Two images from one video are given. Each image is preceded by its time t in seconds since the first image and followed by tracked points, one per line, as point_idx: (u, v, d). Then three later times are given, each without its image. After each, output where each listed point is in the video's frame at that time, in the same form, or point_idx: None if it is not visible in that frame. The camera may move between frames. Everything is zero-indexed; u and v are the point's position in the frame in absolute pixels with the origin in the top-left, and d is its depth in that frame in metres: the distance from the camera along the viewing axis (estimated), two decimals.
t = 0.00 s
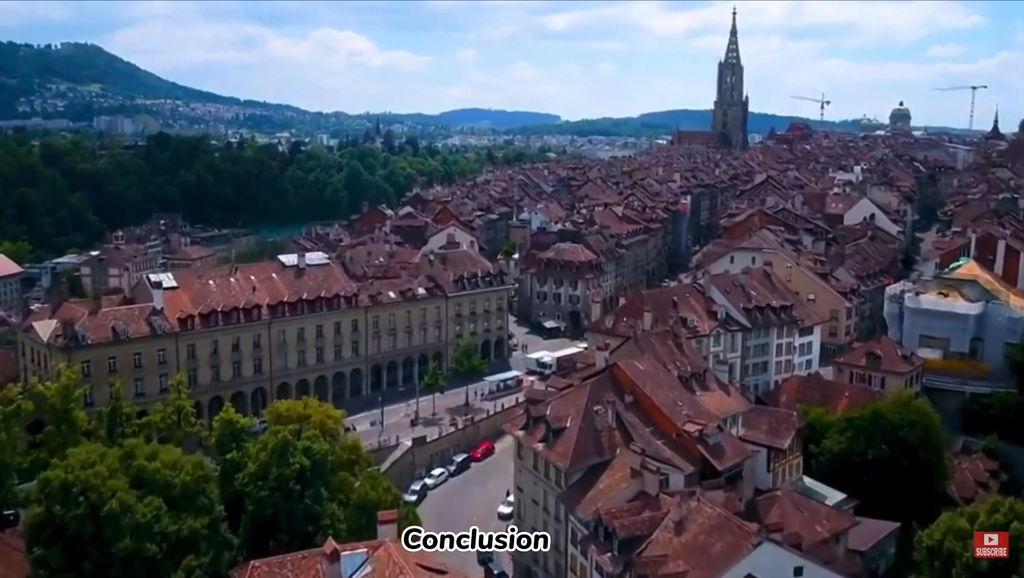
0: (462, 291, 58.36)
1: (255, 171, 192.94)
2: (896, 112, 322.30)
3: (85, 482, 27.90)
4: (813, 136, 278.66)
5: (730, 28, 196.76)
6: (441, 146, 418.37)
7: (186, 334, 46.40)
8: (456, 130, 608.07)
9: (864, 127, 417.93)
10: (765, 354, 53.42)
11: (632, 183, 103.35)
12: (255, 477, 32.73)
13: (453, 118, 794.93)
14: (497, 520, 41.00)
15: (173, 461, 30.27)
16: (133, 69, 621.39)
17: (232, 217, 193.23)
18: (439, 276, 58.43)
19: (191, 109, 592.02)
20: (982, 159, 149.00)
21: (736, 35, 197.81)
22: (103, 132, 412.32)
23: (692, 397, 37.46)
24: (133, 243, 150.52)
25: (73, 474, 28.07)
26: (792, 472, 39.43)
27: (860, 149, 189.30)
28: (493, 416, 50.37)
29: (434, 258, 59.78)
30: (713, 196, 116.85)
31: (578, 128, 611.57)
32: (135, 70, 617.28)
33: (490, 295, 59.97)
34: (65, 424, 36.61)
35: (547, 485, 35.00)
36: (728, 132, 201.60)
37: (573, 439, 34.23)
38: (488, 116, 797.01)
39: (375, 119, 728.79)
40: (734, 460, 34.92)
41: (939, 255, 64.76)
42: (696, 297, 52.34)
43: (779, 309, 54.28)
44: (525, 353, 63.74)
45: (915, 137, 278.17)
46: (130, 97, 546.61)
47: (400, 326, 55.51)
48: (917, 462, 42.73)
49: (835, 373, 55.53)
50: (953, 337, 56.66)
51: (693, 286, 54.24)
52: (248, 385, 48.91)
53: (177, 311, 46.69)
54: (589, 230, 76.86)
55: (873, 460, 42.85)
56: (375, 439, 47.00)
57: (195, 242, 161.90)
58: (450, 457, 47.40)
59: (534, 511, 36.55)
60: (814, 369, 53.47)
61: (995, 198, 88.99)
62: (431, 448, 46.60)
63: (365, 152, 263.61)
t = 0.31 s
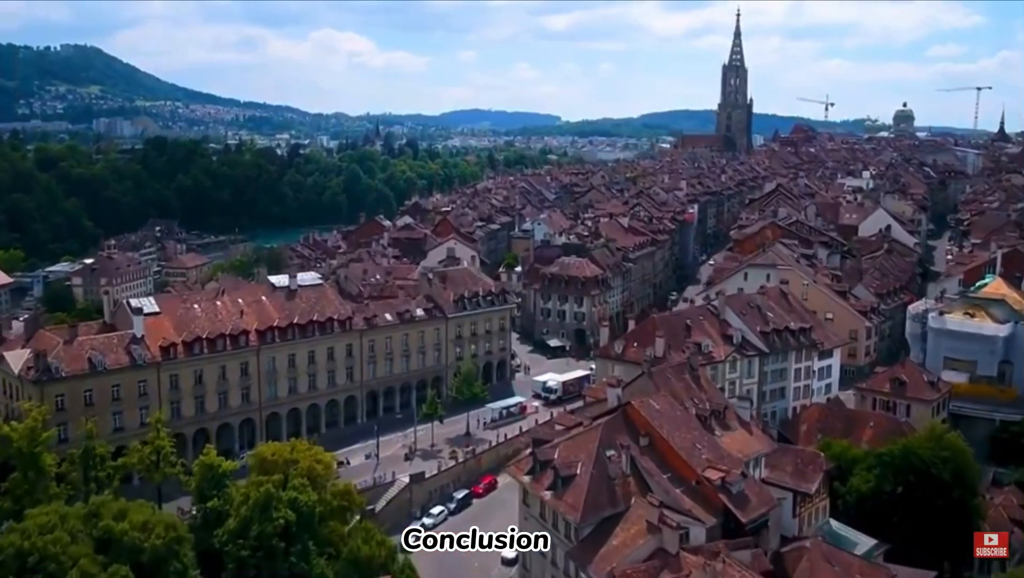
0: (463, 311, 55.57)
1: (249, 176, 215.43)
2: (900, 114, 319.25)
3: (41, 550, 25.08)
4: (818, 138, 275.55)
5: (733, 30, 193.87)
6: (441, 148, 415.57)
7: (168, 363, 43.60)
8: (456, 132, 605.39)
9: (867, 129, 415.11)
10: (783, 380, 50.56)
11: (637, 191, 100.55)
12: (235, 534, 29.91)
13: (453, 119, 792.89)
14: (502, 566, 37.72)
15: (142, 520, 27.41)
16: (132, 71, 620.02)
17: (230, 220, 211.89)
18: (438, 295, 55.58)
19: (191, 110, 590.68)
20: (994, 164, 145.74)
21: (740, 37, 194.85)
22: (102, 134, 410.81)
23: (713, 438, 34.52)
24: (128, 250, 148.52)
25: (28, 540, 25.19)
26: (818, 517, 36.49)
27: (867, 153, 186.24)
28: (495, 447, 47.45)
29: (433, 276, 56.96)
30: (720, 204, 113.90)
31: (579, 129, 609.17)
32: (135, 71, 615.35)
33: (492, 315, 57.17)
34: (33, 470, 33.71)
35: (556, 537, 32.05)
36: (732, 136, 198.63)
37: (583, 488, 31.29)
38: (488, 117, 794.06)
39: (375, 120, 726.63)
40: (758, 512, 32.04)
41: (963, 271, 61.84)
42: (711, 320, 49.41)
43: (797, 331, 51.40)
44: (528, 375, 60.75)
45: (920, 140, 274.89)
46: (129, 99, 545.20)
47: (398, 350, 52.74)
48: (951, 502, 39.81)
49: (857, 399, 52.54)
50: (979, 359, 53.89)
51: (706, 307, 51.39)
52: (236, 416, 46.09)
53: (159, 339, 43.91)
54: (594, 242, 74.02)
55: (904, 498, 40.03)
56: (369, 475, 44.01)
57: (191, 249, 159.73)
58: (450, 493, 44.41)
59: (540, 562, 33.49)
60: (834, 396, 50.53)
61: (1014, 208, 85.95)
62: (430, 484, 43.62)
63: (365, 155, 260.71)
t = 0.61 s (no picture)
0: (461, 329, 53.28)
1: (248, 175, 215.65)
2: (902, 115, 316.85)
3: None
4: (820, 140, 273.25)
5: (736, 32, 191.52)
6: (441, 150, 413.50)
7: (148, 390, 41.29)
8: (456, 134, 603.28)
9: (869, 131, 412.75)
10: (795, 403, 48.24)
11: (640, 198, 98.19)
12: None
13: (453, 120, 790.47)
14: None
15: None
16: (133, 72, 618.79)
17: (229, 223, 211.41)
18: (435, 312, 53.28)
19: (191, 112, 588.69)
20: (1002, 169, 143.31)
21: (742, 39, 192.52)
22: (101, 136, 408.71)
23: (726, 477, 32.20)
24: (122, 257, 146.43)
25: None
26: (838, 558, 34.17)
27: (872, 157, 183.82)
28: (494, 475, 45.04)
29: (430, 292, 54.64)
30: (725, 210, 111.47)
31: (579, 131, 607.05)
32: (135, 72, 614.11)
33: (491, 332, 54.85)
34: None
35: None
36: (735, 139, 196.31)
37: (588, 534, 28.92)
38: (489, 118, 792.03)
39: (375, 122, 724.95)
40: (776, 559, 29.77)
41: (981, 286, 59.45)
42: (720, 340, 47.07)
43: (810, 351, 49.06)
44: (529, 394, 58.32)
45: (923, 143, 272.45)
46: (129, 101, 543.37)
47: (392, 371, 50.43)
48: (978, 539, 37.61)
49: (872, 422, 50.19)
50: (1000, 380, 51.35)
51: (715, 325, 49.02)
52: (221, 444, 43.76)
53: (138, 364, 41.65)
54: (596, 253, 71.66)
55: (929, 533, 37.90)
56: (361, 508, 41.63)
57: (186, 255, 157.54)
58: (447, 525, 42.06)
59: None
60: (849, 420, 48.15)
61: None
62: (425, 516, 41.23)
63: (364, 158, 258.44)
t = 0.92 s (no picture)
0: (455, 354, 50.38)
1: (245, 179, 216.06)
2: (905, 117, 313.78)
3: None
4: (823, 143, 270.44)
5: (740, 34, 188.50)
6: (441, 152, 410.81)
7: (117, 426, 38.39)
8: (456, 135, 601.10)
9: (872, 133, 410.00)
10: (811, 434, 45.36)
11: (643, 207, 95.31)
12: None
13: (453, 121, 787.61)
14: None
15: None
16: (132, 74, 617.03)
17: (226, 228, 209.04)
18: (427, 336, 50.35)
19: (190, 113, 586.24)
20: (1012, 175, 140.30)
21: (746, 41, 189.53)
22: (100, 138, 406.19)
23: (742, 533, 29.32)
24: (114, 264, 143.87)
25: None
26: None
27: (877, 162, 181.00)
28: (490, 513, 42.05)
29: (422, 313, 51.71)
30: (730, 218, 108.55)
31: (580, 132, 604.73)
32: (134, 73, 612.17)
33: (487, 355, 51.98)
34: None
35: None
36: (738, 142, 193.50)
37: None
38: (489, 119, 789.39)
39: (375, 123, 722.50)
40: None
41: (1003, 306, 56.48)
42: (731, 368, 44.10)
43: (826, 378, 46.12)
44: (527, 420, 55.38)
45: (927, 146, 269.36)
46: (128, 102, 541.19)
47: (381, 399, 47.54)
48: None
49: (891, 453, 47.30)
50: None
51: (725, 351, 46.01)
52: (197, 481, 40.88)
53: (106, 398, 38.71)
54: (598, 267, 68.72)
55: None
56: (346, 553, 38.63)
57: (179, 262, 154.91)
58: (439, 570, 39.03)
59: None
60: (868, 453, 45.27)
61: None
62: (416, 561, 38.17)
63: (362, 160, 255.57)
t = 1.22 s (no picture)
0: (451, 376, 47.83)
1: (242, 183, 213.79)
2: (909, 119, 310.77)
3: None
4: (827, 146, 267.82)
5: (743, 36, 185.82)
6: (441, 154, 408.38)
7: (87, 461, 35.92)
8: (456, 136, 599.13)
9: (875, 135, 407.46)
10: (827, 463, 42.80)
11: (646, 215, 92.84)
12: None
13: (453, 122, 784.90)
14: None
15: None
16: (132, 75, 615.79)
17: (223, 232, 206.91)
18: (422, 357, 47.79)
19: (190, 114, 583.88)
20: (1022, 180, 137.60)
21: (749, 43, 186.89)
22: (98, 140, 403.69)
23: None
24: (107, 270, 141.42)
25: None
26: None
27: (883, 166, 178.42)
28: (488, 549, 39.49)
29: (416, 334, 49.15)
30: (735, 226, 105.90)
31: (580, 133, 602.57)
32: (134, 75, 610.85)
33: (484, 377, 49.47)
34: None
35: None
36: (741, 146, 191.07)
37: None
38: (490, 120, 787.10)
39: (376, 124, 720.54)
40: None
41: None
42: (743, 396, 41.58)
43: (843, 404, 43.56)
44: (526, 443, 52.75)
45: (933, 149, 266.34)
46: (128, 103, 539.82)
47: (373, 425, 45.00)
48: None
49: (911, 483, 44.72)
50: None
51: (736, 376, 43.45)
52: (174, 517, 38.34)
53: (75, 431, 36.25)
54: (600, 280, 66.14)
55: None
56: None
57: (174, 268, 152.50)
58: None
59: None
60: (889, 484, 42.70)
61: None
62: None
63: (361, 163, 253.09)
